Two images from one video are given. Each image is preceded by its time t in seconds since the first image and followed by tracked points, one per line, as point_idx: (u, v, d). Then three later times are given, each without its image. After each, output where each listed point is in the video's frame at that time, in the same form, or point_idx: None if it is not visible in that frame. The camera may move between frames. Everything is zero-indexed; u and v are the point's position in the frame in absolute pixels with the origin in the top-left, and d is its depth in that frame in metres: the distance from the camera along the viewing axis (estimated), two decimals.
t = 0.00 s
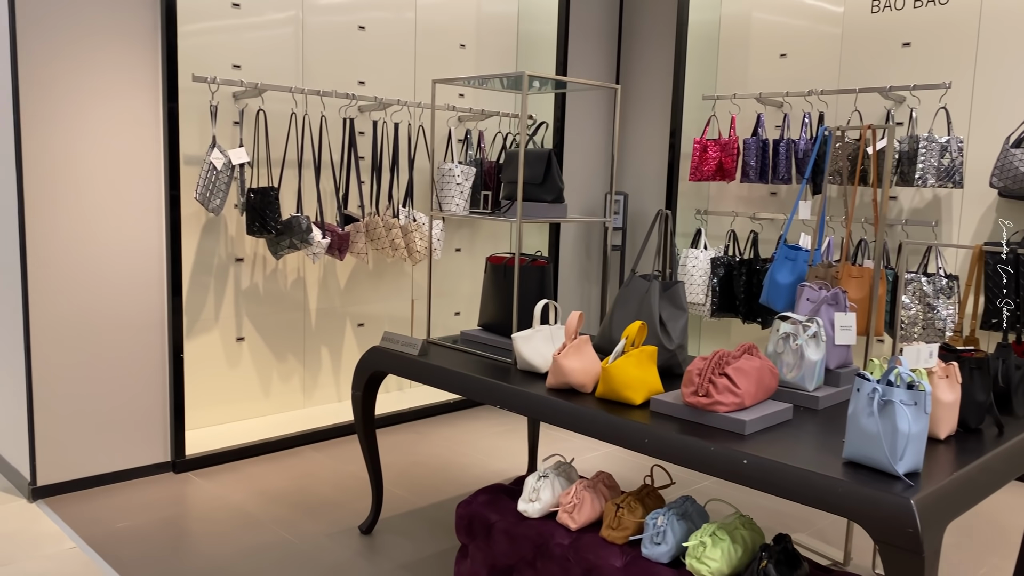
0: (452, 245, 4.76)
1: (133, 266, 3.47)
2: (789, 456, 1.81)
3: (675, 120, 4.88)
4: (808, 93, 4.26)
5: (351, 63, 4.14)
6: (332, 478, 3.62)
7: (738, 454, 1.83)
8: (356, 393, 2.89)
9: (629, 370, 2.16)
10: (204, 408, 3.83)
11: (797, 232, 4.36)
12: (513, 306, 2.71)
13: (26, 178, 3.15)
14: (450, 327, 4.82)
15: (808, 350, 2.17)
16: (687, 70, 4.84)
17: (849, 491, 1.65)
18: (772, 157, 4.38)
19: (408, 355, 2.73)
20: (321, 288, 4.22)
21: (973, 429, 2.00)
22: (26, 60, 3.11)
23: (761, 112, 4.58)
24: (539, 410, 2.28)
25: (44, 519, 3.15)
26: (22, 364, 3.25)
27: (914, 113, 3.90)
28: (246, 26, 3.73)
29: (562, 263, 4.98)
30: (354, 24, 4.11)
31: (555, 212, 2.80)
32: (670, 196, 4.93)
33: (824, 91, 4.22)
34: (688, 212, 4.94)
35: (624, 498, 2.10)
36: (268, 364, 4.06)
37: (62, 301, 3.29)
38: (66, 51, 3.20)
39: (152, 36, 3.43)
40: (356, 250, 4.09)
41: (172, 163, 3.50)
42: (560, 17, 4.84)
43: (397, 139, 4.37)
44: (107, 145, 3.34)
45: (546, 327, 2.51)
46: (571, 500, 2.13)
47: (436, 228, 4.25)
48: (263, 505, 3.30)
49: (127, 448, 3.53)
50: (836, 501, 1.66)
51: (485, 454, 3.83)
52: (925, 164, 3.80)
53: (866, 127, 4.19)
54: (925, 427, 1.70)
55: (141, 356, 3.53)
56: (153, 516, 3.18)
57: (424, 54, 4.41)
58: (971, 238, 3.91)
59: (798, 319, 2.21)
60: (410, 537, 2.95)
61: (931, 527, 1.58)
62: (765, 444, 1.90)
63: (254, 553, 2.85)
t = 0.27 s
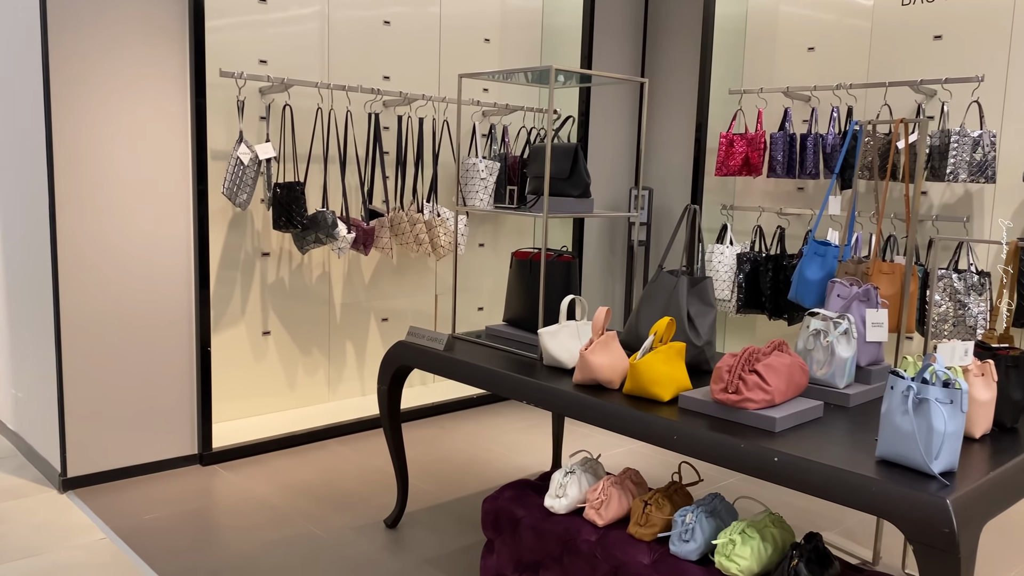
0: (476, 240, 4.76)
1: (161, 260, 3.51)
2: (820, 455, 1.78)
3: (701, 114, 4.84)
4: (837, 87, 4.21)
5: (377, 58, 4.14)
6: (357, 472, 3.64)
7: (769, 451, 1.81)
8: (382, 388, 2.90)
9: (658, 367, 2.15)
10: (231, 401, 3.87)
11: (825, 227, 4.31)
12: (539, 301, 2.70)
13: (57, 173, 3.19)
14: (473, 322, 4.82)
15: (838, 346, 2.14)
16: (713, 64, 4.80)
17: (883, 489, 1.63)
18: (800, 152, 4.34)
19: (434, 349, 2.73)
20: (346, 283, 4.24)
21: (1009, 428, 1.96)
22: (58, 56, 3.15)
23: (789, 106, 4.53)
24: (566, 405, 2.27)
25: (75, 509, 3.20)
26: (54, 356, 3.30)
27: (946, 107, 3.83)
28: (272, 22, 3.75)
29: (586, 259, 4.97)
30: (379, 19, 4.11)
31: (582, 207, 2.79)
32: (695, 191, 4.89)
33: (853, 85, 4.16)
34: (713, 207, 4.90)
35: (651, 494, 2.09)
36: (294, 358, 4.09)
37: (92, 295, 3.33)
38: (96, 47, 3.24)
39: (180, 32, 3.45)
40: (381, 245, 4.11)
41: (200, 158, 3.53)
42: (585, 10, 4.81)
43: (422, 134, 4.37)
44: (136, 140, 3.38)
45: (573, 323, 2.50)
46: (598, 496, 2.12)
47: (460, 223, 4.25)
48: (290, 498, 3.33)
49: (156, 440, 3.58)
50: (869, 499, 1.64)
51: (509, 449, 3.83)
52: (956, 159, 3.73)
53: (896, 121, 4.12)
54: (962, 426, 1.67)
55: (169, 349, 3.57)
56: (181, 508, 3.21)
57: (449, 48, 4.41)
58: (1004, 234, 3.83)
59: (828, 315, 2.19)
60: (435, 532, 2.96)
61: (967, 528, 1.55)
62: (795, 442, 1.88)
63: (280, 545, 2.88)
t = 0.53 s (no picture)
0: (491, 229, 4.74)
1: (178, 249, 3.51)
2: (845, 445, 1.76)
3: (719, 102, 4.79)
4: (857, 73, 4.15)
5: (392, 45, 4.12)
6: (373, 460, 3.65)
7: (792, 441, 1.79)
8: (399, 377, 2.90)
9: (679, 356, 2.13)
10: (248, 390, 3.88)
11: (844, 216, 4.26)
12: (558, 290, 2.69)
13: (75, 162, 3.20)
14: (489, 311, 4.81)
15: (862, 335, 2.12)
16: (731, 51, 4.74)
17: (910, 481, 1.60)
18: (819, 140, 4.28)
19: (452, 338, 2.72)
20: (362, 272, 4.23)
21: None
22: (76, 45, 3.15)
23: (808, 94, 4.47)
24: (586, 394, 2.26)
25: (95, 496, 3.23)
26: (73, 344, 3.32)
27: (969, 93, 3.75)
28: (288, 9, 3.73)
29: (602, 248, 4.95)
30: (395, 6, 4.08)
31: (600, 194, 2.77)
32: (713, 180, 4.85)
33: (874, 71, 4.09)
34: (731, 195, 4.86)
35: (672, 484, 2.07)
36: (310, 347, 4.10)
37: (110, 283, 3.35)
38: (113, 36, 3.24)
39: (197, 20, 3.45)
40: (397, 234, 4.11)
41: (216, 147, 3.53)
42: None
43: (437, 122, 4.35)
44: (153, 129, 3.38)
45: (592, 312, 2.48)
46: (618, 486, 2.11)
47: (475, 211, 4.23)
48: (307, 486, 3.34)
49: (173, 428, 3.60)
50: (895, 491, 1.62)
51: (525, 438, 3.82)
52: (979, 147, 3.67)
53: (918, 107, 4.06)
54: (991, 416, 1.63)
55: (186, 338, 3.59)
56: (199, 496, 3.23)
57: (465, 36, 4.38)
58: None
59: (851, 304, 2.16)
60: (452, 520, 2.96)
61: (996, 520, 1.52)
62: (819, 432, 1.85)
63: (298, 533, 2.89)
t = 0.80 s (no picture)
0: (496, 213, 4.69)
1: (179, 233, 3.47)
2: (863, 430, 1.72)
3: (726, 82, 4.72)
4: (868, 52, 4.07)
5: (395, 25, 4.05)
6: (378, 446, 3.62)
7: (808, 426, 1.75)
8: (405, 361, 2.86)
9: (690, 340, 2.08)
10: (252, 375, 3.85)
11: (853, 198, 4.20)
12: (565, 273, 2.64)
13: (73, 145, 3.15)
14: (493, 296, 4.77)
15: (878, 318, 2.07)
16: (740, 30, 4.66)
17: (931, 466, 1.56)
18: (829, 121, 4.22)
19: (458, 322, 2.68)
20: (366, 256, 4.19)
21: None
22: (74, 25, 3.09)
23: (818, 74, 4.40)
24: (595, 379, 2.21)
25: (99, 482, 3.20)
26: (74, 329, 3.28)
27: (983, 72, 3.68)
28: None
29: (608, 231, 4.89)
30: None
31: (609, 175, 2.71)
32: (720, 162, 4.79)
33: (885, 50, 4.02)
34: (739, 178, 4.80)
35: (684, 470, 2.03)
36: (314, 332, 4.06)
37: (111, 268, 3.30)
38: (112, 15, 3.18)
39: None
40: (401, 217, 4.06)
41: (218, 129, 3.47)
42: None
43: (441, 104, 4.29)
44: (153, 111, 3.32)
45: (600, 296, 2.44)
46: (628, 472, 2.07)
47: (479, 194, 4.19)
48: (312, 472, 3.31)
49: (176, 413, 3.57)
50: (916, 477, 1.57)
51: (531, 423, 3.79)
52: (993, 127, 3.60)
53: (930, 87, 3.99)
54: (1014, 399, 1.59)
55: (188, 323, 3.55)
56: (204, 481, 3.20)
57: (469, 16, 4.31)
58: None
59: (866, 286, 2.11)
60: (458, 506, 2.93)
61: (1021, 506, 1.48)
62: (835, 416, 1.81)
63: (304, 519, 2.86)
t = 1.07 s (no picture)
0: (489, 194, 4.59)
1: (163, 216, 3.36)
2: (878, 418, 1.65)
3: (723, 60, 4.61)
4: (869, 27, 3.97)
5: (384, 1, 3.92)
6: (371, 434, 3.54)
7: (821, 415, 1.67)
8: (397, 349, 2.77)
9: (694, 325, 2.00)
10: (240, 363, 3.75)
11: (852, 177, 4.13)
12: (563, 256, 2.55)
13: (50, 126, 3.03)
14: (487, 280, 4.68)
15: (888, 301, 1.99)
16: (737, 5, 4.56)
17: (952, 457, 1.49)
18: (828, 98, 4.13)
19: (452, 308, 2.59)
20: (356, 239, 4.09)
21: None
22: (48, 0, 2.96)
23: (817, 50, 4.30)
24: (595, 366, 2.13)
25: (83, 474, 3.11)
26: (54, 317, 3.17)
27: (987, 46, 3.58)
28: None
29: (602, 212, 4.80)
30: None
31: (607, 154, 2.62)
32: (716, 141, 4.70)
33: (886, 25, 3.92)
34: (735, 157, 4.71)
35: (688, 460, 1.96)
36: (303, 318, 3.96)
37: (91, 254, 3.19)
38: None
39: None
40: (391, 199, 3.96)
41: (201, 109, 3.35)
42: None
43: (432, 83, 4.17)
44: (133, 90, 3.20)
45: (600, 280, 2.35)
46: (631, 462, 2.00)
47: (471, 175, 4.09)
48: (303, 462, 3.23)
49: (163, 403, 3.47)
50: (935, 468, 1.50)
51: (526, 409, 3.71)
52: (997, 103, 3.52)
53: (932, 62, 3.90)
54: None
55: (173, 309, 3.45)
56: (192, 473, 3.12)
57: None
58: None
59: (876, 268, 2.03)
60: (454, 496, 2.86)
61: None
62: (848, 404, 1.74)
63: (295, 511, 2.78)
